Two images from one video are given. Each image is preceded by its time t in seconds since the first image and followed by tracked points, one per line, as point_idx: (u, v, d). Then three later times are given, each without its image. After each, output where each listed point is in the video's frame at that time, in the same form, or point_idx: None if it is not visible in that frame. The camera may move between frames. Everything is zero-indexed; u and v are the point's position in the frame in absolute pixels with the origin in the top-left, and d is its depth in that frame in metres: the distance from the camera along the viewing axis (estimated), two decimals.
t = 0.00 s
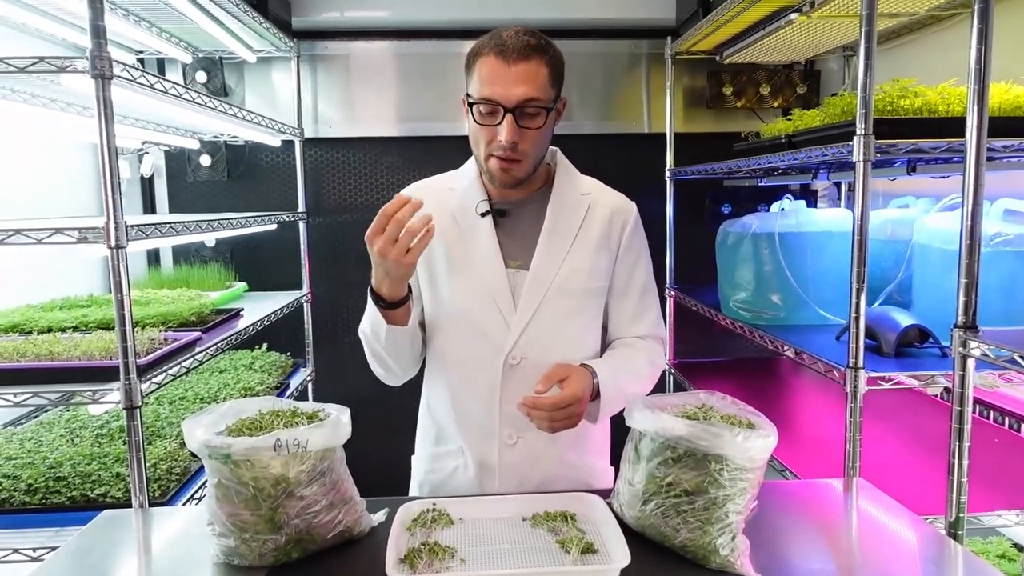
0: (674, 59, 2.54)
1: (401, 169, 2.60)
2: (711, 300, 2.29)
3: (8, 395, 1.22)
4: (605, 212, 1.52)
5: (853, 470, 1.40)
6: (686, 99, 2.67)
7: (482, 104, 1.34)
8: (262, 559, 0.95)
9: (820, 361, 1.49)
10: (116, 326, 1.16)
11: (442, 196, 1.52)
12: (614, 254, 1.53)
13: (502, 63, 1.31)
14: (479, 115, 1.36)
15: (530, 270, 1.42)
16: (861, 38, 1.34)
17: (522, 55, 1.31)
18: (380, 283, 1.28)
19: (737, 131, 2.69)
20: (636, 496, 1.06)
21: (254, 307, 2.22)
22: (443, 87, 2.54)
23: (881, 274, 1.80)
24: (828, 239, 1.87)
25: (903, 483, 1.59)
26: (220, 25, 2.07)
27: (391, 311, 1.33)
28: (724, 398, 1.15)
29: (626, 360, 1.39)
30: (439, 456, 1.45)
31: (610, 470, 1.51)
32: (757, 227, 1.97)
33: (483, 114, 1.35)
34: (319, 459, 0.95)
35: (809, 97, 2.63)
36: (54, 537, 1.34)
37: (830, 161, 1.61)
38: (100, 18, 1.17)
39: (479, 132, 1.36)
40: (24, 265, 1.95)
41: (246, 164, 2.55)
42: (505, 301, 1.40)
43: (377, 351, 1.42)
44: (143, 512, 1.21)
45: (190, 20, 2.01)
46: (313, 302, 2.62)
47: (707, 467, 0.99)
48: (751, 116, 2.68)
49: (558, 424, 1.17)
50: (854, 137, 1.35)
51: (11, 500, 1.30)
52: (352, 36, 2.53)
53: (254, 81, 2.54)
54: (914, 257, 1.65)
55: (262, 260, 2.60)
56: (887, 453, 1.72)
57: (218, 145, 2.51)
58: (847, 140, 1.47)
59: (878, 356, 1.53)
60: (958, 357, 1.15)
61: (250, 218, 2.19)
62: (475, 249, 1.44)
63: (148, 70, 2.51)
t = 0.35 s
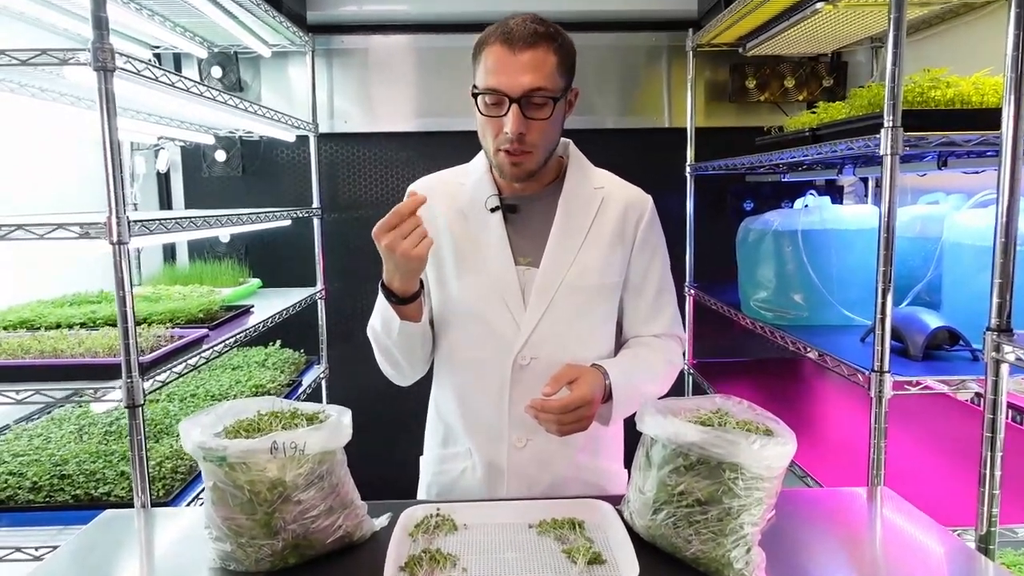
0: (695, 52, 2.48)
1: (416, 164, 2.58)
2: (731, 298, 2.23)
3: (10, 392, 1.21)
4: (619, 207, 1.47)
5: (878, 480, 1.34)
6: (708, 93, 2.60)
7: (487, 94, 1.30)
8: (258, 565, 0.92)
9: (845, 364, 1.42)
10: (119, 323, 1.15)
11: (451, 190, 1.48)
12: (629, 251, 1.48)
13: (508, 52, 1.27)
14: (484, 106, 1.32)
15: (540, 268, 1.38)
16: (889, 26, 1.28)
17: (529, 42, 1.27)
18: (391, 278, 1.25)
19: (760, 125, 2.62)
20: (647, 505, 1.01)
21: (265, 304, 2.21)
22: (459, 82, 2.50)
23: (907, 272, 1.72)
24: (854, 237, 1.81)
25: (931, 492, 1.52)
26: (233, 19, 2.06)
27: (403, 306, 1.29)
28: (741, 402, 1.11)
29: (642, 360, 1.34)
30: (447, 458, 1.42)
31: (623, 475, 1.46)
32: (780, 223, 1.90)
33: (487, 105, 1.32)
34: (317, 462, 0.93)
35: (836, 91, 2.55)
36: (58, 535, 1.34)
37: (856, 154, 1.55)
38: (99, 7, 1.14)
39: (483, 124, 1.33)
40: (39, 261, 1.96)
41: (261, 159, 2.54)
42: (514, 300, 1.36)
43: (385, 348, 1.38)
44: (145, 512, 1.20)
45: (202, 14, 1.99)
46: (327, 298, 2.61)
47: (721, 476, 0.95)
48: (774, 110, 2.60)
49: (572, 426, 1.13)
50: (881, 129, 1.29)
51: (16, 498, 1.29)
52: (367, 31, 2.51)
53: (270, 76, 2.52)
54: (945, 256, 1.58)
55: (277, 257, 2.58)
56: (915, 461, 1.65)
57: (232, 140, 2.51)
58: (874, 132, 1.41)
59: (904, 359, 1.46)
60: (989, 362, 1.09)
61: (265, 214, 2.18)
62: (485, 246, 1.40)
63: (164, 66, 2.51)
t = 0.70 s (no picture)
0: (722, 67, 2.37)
1: (436, 181, 2.53)
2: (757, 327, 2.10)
3: None
4: (618, 232, 1.39)
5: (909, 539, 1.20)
6: (735, 109, 2.49)
7: (480, 92, 1.33)
8: None
9: (869, 408, 1.30)
10: (89, 350, 1.11)
11: (443, 214, 1.44)
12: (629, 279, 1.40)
13: (501, 49, 1.33)
14: (478, 106, 1.34)
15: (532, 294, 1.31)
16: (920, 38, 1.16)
17: (521, 40, 1.34)
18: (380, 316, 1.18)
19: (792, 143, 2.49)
20: (635, 569, 0.90)
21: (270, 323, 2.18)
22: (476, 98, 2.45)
23: (948, 303, 1.55)
24: (889, 264, 1.66)
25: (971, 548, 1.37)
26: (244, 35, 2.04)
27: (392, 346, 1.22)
28: (748, 454, 1.00)
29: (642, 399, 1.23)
30: (432, 498, 1.35)
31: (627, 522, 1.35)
32: (807, 249, 1.80)
33: (481, 104, 1.34)
34: (273, 512, 0.85)
35: (873, 106, 2.40)
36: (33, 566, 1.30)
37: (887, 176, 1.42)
38: (75, 20, 1.06)
39: (478, 123, 1.34)
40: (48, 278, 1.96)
41: (276, 176, 2.52)
42: (503, 330, 1.30)
43: (372, 382, 1.32)
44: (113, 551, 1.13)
45: (213, 31, 1.98)
46: (339, 317, 2.57)
47: (718, 541, 0.85)
48: (807, 127, 2.47)
49: (559, 468, 1.05)
50: (911, 150, 1.17)
51: None
52: (384, 47, 2.48)
53: (286, 93, 2.51)
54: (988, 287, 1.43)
55: (290, 275, 2.56)
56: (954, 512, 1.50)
57: (247, 157, 2.49)
58: (905, 153, 1.29)
59: (941, 405, 1.33)
60: None
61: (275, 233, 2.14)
62: (474, 273, 1.34)
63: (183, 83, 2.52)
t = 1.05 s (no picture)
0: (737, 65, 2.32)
1: (445, 183, 2.50)
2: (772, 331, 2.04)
3: None
4: (622, 228, 1.39)
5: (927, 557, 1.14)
6: (751, 109, 2.43)
7: (488, 93, 1.33)
8: None
9: (886, 418, 1.24)
10: (84, 352, 1.10)
11: (446, 214, 1.43)
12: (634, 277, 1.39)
13: (509, 50, 1.33)
14: (485, 106, 1.34)
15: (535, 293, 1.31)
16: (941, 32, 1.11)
17: (529, 41, 1.33)
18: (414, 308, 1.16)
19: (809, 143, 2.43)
20: None
21: (277, 325, 2.17)
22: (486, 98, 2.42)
23: (971, 309, 1.49)
24: (907, 267, 1.61)
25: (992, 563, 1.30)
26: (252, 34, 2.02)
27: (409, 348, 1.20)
28: (756, 466, 0.96)
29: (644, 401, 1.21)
30: (431, 505, 1.33)
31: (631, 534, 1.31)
32: (822, 251, 1.74)
33: (489, 105, 1.34)
34: (261, 521, 0.83)
35: (894, 105, 2.33)
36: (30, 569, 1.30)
37: (906, 177, 1.37)
38: (70, 17, 1.05)
39: (485, 124, 1.33)
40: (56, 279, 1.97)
41: (285, 176, 2.52)
42: (506, 329, 1.30)
43: (372, 388, 1.30)
44: (106, 557, 1.12)
45: (219, 31, 1.97)
46: (347, 319, 2.55)
47: (722, 558, 0.81)
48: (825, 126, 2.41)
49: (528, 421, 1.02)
50: (931, 149, 1.12)
51: None
52: (394, 46, 2.46)
53: (296, 93, 2.50)
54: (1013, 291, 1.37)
55: (299, 276, 2.55)
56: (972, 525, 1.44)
57: (255, 157, 2.49)
58: (924, 152, 1.24)
59: (962, 415, 1.28)
60: None
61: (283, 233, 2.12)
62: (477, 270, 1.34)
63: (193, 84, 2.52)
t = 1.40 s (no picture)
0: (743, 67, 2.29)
1: (445, 187, 2.49)
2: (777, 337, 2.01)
3: None
4: (613, 235, 1.44)
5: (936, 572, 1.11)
6: (757, 111, 2.40)
7: (482, 95, 1.32)
8: None
9: (895, 429, 1.21)
10: (72, 360, 1.09)
11: (440, 220, 1.49)
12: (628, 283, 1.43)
13: (505, 52, 1.31)
14: (480, 109, 1.33)
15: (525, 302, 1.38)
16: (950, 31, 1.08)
17: (525, 42, 1.32)
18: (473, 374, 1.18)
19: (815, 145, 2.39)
20: None
21: (275, 330, 2.16)
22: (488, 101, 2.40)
23: (980, 315, 1.45)
24: (914, 273, 1.57)
25: None
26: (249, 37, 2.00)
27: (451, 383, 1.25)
28: (756, 479, 0.96)
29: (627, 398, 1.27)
30: (427, 514, 1.38)
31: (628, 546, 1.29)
32: (827, 257, 1.71)
33: (483, 107, 1.32)
34: (246, 536, 0.81)
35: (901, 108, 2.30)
36: None
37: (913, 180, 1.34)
38: (58, 20, 1.04)
39: (479, 127, 1.32)
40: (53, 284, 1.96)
41: (286, 180, 2.50)
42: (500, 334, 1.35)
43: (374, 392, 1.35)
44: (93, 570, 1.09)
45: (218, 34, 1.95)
46: (348, 324, 2.54)
47: None
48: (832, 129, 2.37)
49: (457, 368, 1.13)
50: (939, 151, 1.09)
51: None
52: (396, 49, 2.45)
53: (298, 96, 2.49)
54: None
55: (299, 281, 2.53)
56: (982, 532, 1.40)
57: (256, 161, 2.47)
58: (932, 155, 1.21)
59: (972, 426, 1.25)
60: None
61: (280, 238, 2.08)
62: (469, 276, 1.39)
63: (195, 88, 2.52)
